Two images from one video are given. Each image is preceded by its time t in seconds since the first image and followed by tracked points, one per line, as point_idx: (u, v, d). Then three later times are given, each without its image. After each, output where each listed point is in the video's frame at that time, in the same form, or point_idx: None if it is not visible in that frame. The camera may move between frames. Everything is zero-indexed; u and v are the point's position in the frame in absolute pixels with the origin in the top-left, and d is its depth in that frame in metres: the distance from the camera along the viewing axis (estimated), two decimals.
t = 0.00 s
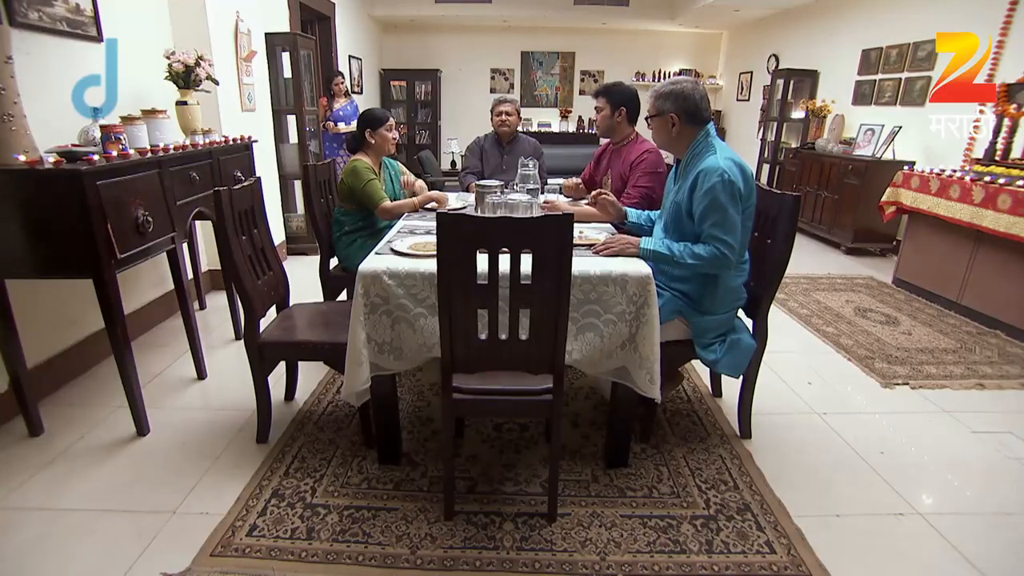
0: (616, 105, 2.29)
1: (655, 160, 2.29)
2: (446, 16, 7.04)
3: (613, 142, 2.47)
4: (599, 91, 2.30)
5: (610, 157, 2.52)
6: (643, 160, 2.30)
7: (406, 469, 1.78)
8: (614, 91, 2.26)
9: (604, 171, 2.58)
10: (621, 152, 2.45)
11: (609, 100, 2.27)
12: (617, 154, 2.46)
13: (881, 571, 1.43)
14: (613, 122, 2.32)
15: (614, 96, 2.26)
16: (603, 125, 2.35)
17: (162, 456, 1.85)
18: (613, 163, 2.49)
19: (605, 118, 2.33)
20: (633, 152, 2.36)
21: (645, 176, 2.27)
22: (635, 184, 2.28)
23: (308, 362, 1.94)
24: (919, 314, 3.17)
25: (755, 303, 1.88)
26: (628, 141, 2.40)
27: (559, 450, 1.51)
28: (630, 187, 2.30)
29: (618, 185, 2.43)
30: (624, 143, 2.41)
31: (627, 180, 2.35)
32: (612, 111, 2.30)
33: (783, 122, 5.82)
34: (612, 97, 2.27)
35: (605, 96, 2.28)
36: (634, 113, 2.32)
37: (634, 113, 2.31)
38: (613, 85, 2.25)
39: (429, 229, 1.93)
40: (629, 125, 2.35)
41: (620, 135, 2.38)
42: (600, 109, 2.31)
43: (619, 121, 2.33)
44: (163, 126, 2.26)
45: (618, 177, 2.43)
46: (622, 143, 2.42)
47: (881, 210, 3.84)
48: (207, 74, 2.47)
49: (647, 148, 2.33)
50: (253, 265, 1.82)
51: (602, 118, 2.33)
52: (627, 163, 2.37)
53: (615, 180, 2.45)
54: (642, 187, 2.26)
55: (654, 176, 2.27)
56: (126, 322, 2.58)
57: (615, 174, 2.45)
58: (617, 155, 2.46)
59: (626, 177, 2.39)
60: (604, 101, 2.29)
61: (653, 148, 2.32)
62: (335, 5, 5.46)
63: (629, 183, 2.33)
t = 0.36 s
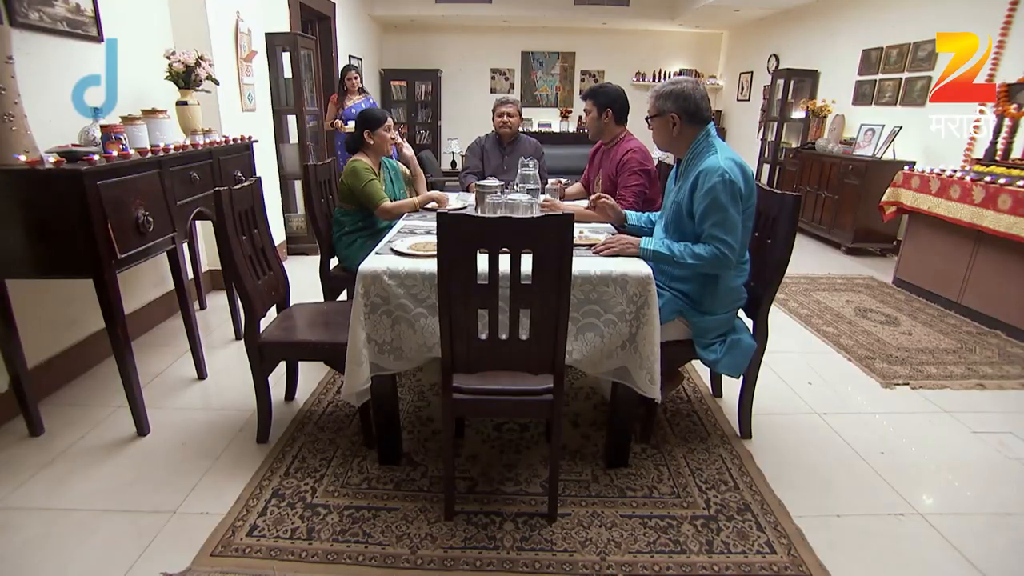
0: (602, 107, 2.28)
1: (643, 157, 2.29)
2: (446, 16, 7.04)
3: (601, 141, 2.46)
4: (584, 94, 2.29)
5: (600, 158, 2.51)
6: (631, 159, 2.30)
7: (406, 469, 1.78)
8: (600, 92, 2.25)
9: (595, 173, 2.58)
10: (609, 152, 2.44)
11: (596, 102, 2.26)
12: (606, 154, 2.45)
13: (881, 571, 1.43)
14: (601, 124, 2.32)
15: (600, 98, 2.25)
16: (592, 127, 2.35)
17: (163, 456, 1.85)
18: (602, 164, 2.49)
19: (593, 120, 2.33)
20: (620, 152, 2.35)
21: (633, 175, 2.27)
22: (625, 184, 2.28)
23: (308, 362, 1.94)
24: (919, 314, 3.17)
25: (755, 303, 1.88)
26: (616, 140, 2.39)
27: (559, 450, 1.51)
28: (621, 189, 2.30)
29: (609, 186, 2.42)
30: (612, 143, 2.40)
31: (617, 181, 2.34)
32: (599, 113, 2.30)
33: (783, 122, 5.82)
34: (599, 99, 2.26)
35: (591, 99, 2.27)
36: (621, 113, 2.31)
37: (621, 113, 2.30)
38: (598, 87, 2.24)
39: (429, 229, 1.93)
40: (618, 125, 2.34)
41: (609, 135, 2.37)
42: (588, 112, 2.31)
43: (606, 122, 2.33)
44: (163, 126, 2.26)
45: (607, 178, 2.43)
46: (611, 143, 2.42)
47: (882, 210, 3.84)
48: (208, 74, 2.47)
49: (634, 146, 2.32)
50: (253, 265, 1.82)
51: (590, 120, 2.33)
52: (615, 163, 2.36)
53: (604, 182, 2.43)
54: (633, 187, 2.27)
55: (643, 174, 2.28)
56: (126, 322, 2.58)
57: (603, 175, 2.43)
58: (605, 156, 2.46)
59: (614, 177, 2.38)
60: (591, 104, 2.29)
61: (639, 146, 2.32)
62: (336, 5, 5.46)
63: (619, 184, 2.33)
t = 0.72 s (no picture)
0: (610, 106, 2.25)
1: (648, 158, 2.28)
2: (446, 16, 7.04)
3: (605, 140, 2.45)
4: (591, 91, 2.24)
5: (603, 156, 2.51)
6: (635, 160, 2.30)
7: (407, 470, 1.78)
8: (607, 91, 2.22)
9: (598, 171, 2.58)
10: (614, 151, 2.44)
11: (603, 101, 2.23)
12: (610, 153, 2.45)
13: (881, 572, 1.43)
14: (608, 124, 2.29)
15: (608, 97, 2.22)
16: (597, 126, 2.32)
17: (163, 455, 1.85)
18: (606, 162, 2.49)
19: (599, 119, 2.29)
20: (625, 152, 2.35)
21: (637, 176, 2.27)
22: (629, 185, 2.28)
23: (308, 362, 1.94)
24: (920, 314, 3.17)
25: (756, 303, 1.88)
26: (621, 140, 2.39)
27: (560, 450, 1.51)
28: (624, 188, 2.30)
29: (612, 186, 2.43)
30: (616, 142, 2.40)
31: (621, 181, 2.35)
32: (606, 112, 2.26)
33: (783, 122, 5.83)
34: (607, 98, 2.22)
35: (599, 97, 2.23)
36: (628, 113, 2.29)
37: (628, 113, 2.28)
38: (607, 86, 2.20)
39: (429, 229, 1.94)
40: (623, 125, 2.33)
41: (613, 135, 2.35)
42: (594, 110, 2.28)
43: (614, 122, 2.30)
44: (163, 126, 2.26)
45: (610, 178, 2.43)
46: (615, 143, 2.41)
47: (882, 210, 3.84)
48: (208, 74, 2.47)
49: (639, 146, 2.32)
50: (254, 265, 1.82)
51: (596, 119, 2.29)
52: (619, 163, 2.37)
53: (608, 180, 2.45)
54: (636, 188, 2.27)
55: (647, 175, 2.27)
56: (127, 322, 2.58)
57: (607, 174, 2.44)
58: (609, 154, 2.46)
59: (618, 177, 2.39)
60: (598, 102, 2.25)
61: (646, 146, 2.32)
62: (336, 6, 5.46)
63: (623, 184, 2.33)
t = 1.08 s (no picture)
0: (625, 106, 2.26)
1: (657, 160, 2.28)
2: (447, 16, 7.04)
3: (616, 138, 2.46)
4: (607, 88, 2.25)
5: (612, 154, 2.52)
6: (644, 161, 2.30)
7: (408, 470, 1.77)
8: (622, 90, 2.22)
9: (605, 169, 2.58)
10: (624, 151, 2.45)
11: (619, 99, 2.23)
12: (620, 152, 2.46)
13: (883, 573, 1.42)
14: (621, 123, 2.30)
15: (623, 96, 2.22)
16: (610, 124, 2.32)
17: (164, 455, 1.85)
18: (614, 161, 2.49)
19: (613, 117, 2.30)
20: (636, 152, 2.35)
21: (644, 177, 2.27)
22: (636, 186, 2.28)
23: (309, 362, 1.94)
24: (921, 315, 3.16)
25: (757, 304, 1.88)
26: (632, 140, 2.39)
27: (561, 450, 1.51)
28: (630, 189, 2.31)
29: (619, 185, 2.43)
30: (627, 142, 2.41)
31: (628, 180, 2.35)
32: (620, 111, 2.27)
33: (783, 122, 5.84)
34: (621, 97, 2.22)
35: (614, 95, 2.24)
36: (643, 114, 2.30)
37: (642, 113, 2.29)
38: (623, 85, 2.20)
39: (430, 229, 1.93)
40: (636, 125, 2.34)
41: (625, 135, 2.37)
42: (608, 108, 2.28)
43: (627, 121, 2.31)
44: (164, 126, 2.26)
45: (618, 177, 2.43)
46: (627, 142, 2.42)
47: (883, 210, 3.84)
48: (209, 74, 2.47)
49: (649, 148, 2.32)
50: (254, 265, 1.82)
51: (610, 117, 2.30)
52: (629, 163, 2.37)
53: (615, 179, 2.45)
54: (642, 189, 2.27)
55: (654, 177, 2.27)
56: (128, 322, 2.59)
57: (615, 173, 2.45)
58: (619, 153, 2.46)
59: (626, 177, 2.39)
60: (613, 100, 2.26)
61: (656, 149, 2.32)
62: (337, 6, 5.46)
63: (629, 183, 2.34)
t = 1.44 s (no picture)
0: (633, 105, 2.28)
1: (658, 160, 2.27)
2: (448, 17, 7.04)
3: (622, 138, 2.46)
4: (617, 87, 2.28)
5: (617, 154, 2.51)
6: (645, 160, 2.29)
7: (409, 471, 1.77)
8: (632, 90, 2.24)
9: (609, 169, 2.58)
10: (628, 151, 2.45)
11: (627, 98, 2.25)
12: (624, 151, 2.45)
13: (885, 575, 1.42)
14: (627, 122, 2.31)
15: (632, 95, 2.25)
16: (616, 122, 2.34)
17: (164, 456, 1.85)
18: (618, 160, 2.49)
19: (620, 116, 2.32)
20: (637, 152, 2.35)
21: (645, 177, 2.27)
22: (637, 186, 2.28)
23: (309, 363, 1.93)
24: (923, 316, 3.16)
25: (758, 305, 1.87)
26: (636, 140, 2.38)
27: (562, 452, 1.50)
28: (631, 189, 2.30)
29: (622, 184, 2.43)
30: (632, 142, 2.40)
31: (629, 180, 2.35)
32: (628, 111, 2.29)
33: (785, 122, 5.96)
34: (631, 96, 2.25)
35: (623, 93, 2.26)
36: (650, 115, 2.31)
37: (650, 114, 2.31)
38: (632, 84, 2.23)
39: (431, 230, 1.93)
40: (643, 126, 2.35)
41: (631, 134, 2.37)
42: (617, 107, 2.30)
43: (634, 121, 2.32)
44: (165, 127, 2.27)
45: (621, 176, 2.43)
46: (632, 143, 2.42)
47: (885, 211, 3.83)
48: (211, 74, 2.46)
49: (651, 148, 2.31)
50: (256, 266, 1.81)
51: (617, 116, 2.32)
52: (631, 162, 2.37)
53: (618, 178, 2.45)
54: (644, 189, 2.27)
55: (655, 177, 2.26)
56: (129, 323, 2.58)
57: (618, 172, 2.44)
58: (623, 153, 2.45)
59: (628, 176, 2.39)
60: (621, 99, 2.28)
61: (659, 149, 2.31)
62: (338, 6, 5.46)
63: (630, 183, 2.33)
